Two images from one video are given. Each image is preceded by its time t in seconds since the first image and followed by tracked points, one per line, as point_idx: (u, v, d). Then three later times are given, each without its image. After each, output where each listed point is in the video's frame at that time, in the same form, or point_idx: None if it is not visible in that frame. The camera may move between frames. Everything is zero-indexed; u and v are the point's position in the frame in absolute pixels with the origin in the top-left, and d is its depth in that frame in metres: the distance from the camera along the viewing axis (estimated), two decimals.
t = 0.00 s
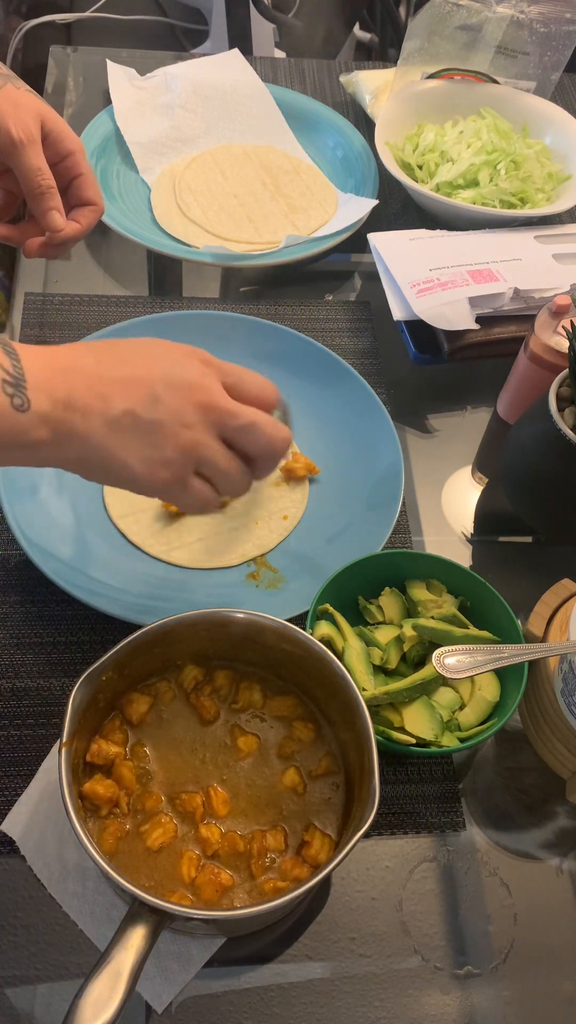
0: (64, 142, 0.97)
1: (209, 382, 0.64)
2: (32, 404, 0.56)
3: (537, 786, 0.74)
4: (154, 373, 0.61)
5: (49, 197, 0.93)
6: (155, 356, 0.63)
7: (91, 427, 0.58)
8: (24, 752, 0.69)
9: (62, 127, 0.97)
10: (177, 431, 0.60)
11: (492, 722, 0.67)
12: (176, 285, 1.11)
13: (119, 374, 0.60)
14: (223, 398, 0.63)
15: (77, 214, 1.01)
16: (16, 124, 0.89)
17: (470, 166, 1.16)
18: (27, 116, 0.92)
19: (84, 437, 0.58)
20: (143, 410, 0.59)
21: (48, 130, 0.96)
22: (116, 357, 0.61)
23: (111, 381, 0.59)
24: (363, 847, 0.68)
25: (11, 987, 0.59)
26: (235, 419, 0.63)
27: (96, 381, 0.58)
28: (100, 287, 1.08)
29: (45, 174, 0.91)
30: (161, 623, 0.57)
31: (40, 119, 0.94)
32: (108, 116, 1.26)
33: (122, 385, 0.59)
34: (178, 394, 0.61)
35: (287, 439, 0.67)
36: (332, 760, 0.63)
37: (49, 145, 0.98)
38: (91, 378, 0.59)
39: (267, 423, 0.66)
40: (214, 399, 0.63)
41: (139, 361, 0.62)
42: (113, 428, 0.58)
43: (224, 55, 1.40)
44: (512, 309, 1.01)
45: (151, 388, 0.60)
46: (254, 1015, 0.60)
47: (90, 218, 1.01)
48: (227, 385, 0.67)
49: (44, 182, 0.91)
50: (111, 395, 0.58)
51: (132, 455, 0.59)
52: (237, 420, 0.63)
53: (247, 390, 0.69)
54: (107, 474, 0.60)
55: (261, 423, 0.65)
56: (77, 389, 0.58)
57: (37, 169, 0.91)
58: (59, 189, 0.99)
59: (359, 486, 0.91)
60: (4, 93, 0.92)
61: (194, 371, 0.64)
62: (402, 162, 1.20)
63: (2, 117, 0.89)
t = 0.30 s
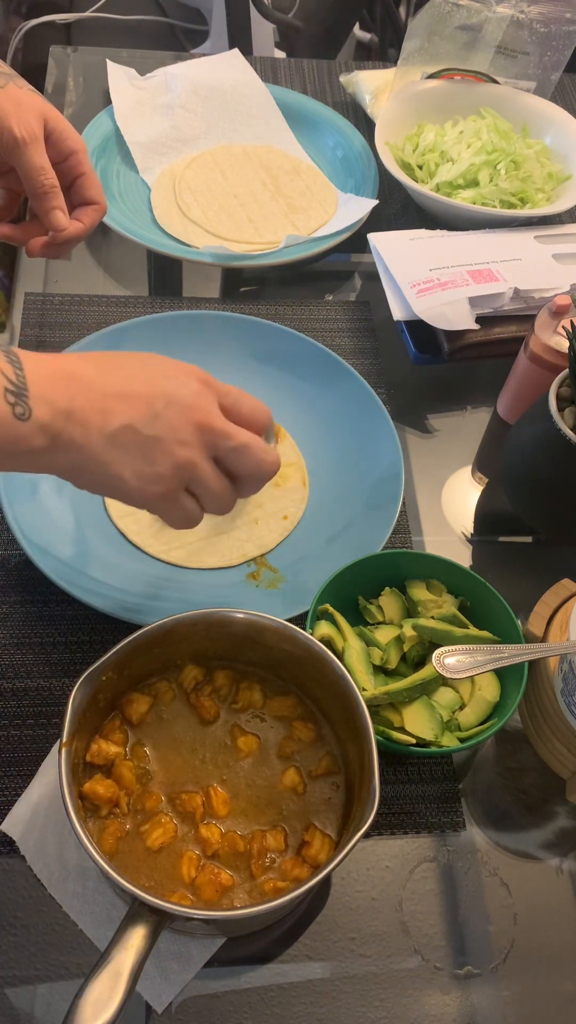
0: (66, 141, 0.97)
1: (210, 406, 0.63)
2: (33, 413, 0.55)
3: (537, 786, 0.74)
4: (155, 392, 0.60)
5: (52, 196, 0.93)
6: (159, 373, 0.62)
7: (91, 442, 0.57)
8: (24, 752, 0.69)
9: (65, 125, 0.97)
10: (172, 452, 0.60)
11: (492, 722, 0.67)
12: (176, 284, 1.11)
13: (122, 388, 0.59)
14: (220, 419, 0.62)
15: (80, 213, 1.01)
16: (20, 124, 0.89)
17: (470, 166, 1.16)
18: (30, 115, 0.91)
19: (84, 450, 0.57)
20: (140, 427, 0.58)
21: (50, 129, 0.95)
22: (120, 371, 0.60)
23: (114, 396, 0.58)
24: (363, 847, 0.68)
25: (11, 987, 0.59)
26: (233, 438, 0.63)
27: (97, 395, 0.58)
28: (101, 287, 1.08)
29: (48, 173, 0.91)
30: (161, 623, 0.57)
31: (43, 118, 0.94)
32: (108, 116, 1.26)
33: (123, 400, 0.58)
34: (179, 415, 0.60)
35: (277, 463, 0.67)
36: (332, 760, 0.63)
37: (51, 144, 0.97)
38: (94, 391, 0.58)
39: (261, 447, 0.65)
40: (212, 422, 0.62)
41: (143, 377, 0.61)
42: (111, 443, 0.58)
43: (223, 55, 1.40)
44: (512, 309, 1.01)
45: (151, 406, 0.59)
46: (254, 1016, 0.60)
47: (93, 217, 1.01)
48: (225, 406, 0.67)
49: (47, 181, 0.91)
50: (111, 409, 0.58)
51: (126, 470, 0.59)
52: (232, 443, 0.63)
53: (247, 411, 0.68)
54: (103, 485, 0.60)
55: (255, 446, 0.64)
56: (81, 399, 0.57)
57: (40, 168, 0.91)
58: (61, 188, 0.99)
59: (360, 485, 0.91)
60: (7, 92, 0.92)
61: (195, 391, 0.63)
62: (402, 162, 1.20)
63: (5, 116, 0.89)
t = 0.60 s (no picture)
0: (68, 150, 0.97)
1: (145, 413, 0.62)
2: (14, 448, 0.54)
3: (537, 786, 0.74)
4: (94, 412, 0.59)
5: (53, 204, 0.92)
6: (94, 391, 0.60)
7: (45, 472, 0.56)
8: (24, 752, 0.69)
9: (65, 134, 0.97)
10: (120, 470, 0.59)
11: (492, 723, 0.67)
12: (176, 285, 1.11)
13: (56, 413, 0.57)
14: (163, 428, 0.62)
15: (80, 222, 1.02)
16: (21, 133, 0.89)
17: (470, 166, 1.16)
18: (32, 123, 0.91)
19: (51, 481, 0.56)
20: (83, 448, 0.57)
21: (52, 138, 0.95)
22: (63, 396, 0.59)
23: (52, 419, 0.57)
24: (363, 847, 0.68)
25: (11, 987, 0.59)
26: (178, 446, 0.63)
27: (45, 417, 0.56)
28: (101, 287, 1.08)
29: (48, 180, 0.91)
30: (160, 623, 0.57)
31: (43, 126, 0.94)
32: (108, 116, 1.26)
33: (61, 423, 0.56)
34: (121, 430, 0.59)
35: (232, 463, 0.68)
36: (332, 760, 0.63)
37: (53, 153, 0.97)
38: (29, 415, 0.56)
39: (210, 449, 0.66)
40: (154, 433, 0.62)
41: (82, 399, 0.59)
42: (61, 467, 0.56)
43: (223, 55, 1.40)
44: (512, 310, 1.01)
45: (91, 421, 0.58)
46: (254, 1016, 0.60)
47: (93, 225, 1.02)
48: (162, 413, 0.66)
49: (47, 190, 0.91)
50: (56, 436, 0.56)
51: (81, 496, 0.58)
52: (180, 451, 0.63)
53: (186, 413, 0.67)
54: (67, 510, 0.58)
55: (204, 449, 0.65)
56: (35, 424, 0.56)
57: (41, 176, 0.91)
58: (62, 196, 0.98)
59: (359, 486, 0.91)
60: (10, 100, 0.92)
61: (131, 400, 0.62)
62: (402, 162, 1.20)
63: (6, 124, 0.88)
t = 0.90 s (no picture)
0: (70, 152, 0.97)
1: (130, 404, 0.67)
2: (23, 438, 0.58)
3: (537, 787, 0.74)
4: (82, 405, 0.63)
5: (54, 207, 0.92)
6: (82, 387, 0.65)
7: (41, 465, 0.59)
8: (24, 752, 0.69)
9: (68, 135, 0.97)
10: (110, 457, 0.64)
11: (492, 723, 0.67)
12: (177, 285, 1.11)
13: (44, 408, 0.61)
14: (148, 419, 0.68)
15: (81, 224, 1.01)
16: (23, 135, 0.90)
17: (470, 166, 1.16)
18: (34, 125, 0.92)
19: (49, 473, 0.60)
20: (72, 438, 0.61)
21: (55, 140, 0.96)
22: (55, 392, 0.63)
23: (39, 413, 0.60)
24: (363, 847, 0.68)
25: (11, 987, 0.59)
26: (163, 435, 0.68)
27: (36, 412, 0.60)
28: (101, 287, 1.08)
29: (50, 183, 0.90)
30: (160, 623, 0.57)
31: (46, 127, 0.94)
32: (108, 117, 1.26)
33: (49, 415, 0.60)
34: (108, 422, 0.64)
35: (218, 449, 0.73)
36: (332, 760, 0.63)
37: (55, 154, 0.97)
38: (17, 410, 0.59)
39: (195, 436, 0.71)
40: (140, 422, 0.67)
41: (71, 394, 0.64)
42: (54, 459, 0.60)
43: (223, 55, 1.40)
44: (512, 310, 1.01)
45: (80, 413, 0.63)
46: (254, 1015, 0.60)
47: (95, 227, 1.02)
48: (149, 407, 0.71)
49: (49, 192, 0.91)
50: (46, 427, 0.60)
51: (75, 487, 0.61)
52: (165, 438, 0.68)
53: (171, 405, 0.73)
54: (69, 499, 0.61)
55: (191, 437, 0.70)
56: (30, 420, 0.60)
57: (43, 178, 0.90)
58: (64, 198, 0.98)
59: (360, 486, 0.91)
60: (13, 102, 0.92)
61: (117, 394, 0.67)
62: (402, 162, 1.20)
63: (8, 127, 0.89)
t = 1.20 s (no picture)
0: (67, 152, 0.97)
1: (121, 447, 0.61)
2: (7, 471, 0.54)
3: (537, 786, 0.74)
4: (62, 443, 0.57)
5: (51, 208, 0.91)
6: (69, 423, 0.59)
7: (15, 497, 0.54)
8: (24, 752, 0.69)
9: (64, 136, 0.98)
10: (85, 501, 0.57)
11: (492, 723, 0.67)
12: (177, 285, 1.11)
13: (22, 440, 0.56)
14: (135, 464, 0.60)
15: (79, 225, 1.01)
16: (19, 135, 0.90)
17: (470, 166, 1.16)
18: (30, 125, 0.92)
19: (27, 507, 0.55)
20: (47, 478, 0.55)
21: (52, 140, 0.96)
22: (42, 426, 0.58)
23: (14, 446, 0.55)
24: (363, 847, 0.68)
25: (11, 987, 0.59)
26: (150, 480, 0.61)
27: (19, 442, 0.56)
28: (101, 287, 1.08)
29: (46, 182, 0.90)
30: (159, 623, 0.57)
31: (42, 128, 0.94)
32: (108, 116, 1.26)
33: (23, 451, 0.55)
34: (89, 463, 0.57)
35: (202, 503, 0.65)
36: (332, 760, 0.63)
37: (52, 154, 0.97)
38: None
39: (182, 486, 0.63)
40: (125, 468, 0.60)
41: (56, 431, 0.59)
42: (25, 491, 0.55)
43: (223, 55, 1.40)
44: (512, 310, 1.01)
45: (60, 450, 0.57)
46: (254, 1016, 0.60)
47: (92, 228, 1.01)
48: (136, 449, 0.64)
49: (45, 192, 0.90)
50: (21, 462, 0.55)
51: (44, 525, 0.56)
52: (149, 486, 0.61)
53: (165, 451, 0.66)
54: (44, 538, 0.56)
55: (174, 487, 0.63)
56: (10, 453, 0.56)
57: (39, 179, 0.90)
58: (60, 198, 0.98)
59: (360, 485, 0.91)
60: (9, 104, 0.93)
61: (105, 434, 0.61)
62: (402, 162, 1.20)
63: (5, 128, 0.89)
